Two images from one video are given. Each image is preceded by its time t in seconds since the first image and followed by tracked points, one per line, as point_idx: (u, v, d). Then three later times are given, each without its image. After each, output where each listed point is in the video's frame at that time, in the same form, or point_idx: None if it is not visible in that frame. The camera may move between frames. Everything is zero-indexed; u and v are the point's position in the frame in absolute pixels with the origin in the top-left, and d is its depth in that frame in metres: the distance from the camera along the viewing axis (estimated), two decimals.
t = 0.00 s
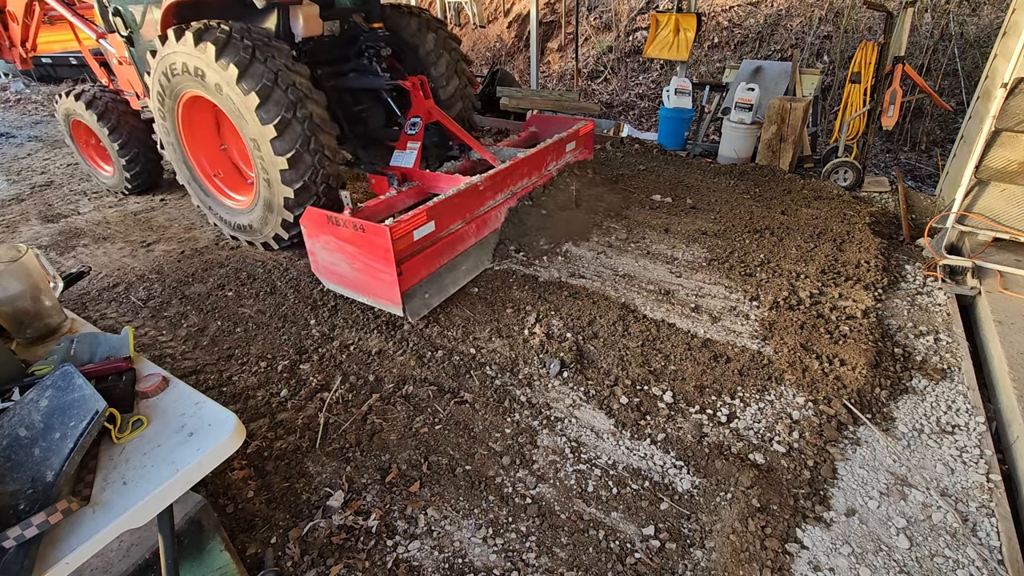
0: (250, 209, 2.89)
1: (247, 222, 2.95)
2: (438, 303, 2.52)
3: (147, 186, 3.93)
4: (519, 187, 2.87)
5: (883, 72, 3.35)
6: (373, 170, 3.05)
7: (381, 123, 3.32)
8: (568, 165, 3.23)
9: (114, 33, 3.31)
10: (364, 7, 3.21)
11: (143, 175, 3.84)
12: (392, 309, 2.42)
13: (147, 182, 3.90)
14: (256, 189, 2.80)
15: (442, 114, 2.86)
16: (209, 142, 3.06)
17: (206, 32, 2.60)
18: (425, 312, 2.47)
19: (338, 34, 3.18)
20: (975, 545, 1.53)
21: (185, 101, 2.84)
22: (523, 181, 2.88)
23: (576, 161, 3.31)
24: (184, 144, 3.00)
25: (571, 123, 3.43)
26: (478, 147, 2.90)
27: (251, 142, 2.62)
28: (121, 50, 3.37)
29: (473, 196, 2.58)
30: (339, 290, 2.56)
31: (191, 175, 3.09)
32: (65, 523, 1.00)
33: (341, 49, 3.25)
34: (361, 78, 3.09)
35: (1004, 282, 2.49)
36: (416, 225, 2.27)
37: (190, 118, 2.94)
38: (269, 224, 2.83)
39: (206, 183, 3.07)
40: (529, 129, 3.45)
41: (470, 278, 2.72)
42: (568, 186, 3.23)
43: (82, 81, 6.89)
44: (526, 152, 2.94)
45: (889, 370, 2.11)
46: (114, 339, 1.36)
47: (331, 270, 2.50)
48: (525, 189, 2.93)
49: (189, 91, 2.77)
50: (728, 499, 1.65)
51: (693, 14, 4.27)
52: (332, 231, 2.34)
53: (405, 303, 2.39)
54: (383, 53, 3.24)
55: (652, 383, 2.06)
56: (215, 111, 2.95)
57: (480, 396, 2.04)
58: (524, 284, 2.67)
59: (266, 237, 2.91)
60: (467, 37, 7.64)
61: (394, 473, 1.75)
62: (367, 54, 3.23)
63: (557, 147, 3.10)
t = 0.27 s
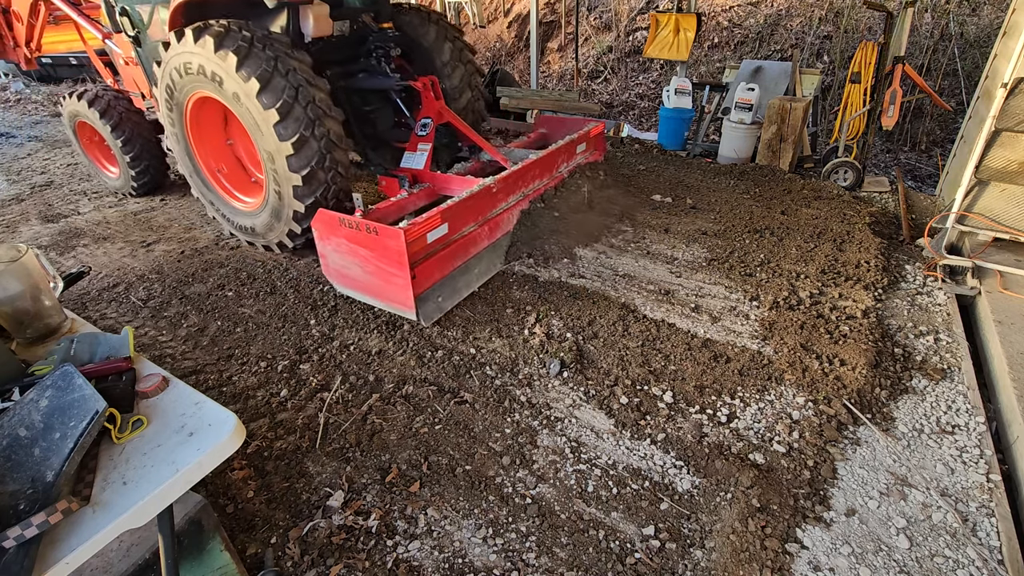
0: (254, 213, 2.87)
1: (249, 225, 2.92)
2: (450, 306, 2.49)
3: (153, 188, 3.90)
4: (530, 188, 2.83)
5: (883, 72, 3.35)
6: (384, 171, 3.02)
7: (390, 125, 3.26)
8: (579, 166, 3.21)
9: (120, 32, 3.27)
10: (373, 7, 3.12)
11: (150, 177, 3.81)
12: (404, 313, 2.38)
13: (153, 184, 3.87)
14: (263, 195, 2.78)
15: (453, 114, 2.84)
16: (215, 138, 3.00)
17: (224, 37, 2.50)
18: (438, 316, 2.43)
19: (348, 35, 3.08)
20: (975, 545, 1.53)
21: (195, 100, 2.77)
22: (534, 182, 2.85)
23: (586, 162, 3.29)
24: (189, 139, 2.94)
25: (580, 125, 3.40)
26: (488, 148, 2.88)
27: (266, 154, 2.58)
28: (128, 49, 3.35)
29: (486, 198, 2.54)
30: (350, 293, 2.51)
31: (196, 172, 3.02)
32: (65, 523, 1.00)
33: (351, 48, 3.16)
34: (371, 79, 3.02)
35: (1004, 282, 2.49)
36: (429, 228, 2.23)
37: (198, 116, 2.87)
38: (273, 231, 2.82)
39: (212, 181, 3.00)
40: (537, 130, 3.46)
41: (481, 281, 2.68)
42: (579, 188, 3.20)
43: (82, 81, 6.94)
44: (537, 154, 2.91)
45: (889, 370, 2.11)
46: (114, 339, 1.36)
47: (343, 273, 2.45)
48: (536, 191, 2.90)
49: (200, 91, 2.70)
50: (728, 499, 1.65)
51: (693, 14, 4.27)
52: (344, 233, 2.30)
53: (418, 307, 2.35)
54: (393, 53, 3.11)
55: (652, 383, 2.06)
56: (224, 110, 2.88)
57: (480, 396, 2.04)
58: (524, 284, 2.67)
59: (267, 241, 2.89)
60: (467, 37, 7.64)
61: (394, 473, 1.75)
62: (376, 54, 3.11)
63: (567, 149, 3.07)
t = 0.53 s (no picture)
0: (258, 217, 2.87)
1: (253, 227, 2.92)
2: (464, 311, 2.45)
3: (159, 189, 3.88)
4: (541, 191, 2.80)
5: (883, 72, 3.36)
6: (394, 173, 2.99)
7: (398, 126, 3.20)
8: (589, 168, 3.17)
9: (126, 33, 3.24)
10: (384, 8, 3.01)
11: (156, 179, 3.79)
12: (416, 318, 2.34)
13: (159, 186, 3.85)
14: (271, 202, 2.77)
15: (463, 116, 2.79)
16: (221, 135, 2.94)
17: (247, 46, 2.44)
18: (451, 320, 2.39)
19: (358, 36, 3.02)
20: (975, 545, 1.53)
21: (205, 101, 2.71)
22: (545, 184, 2.82)
23: (595, 164, 3.25)
24: (195, 135, 2.87)
25: (590, 126, 3.36)
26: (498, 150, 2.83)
27: (279, 167, 2.56)
28: (134, 49, 3.31)
29: (498, 201, 2.50)
30: (362, 299, 2.47)
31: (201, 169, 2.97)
32: (65, 523, 1.00)
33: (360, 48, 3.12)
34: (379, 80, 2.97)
35: (1004, 282, 2.49)
36: (443, 232, 2.19)
37: (208, 115, 2.81)
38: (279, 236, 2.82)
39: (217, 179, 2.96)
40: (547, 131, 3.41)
41: (493, 285, 2.64)
42: (590, 191, 3.16)
43: (82, 81, 6.96)
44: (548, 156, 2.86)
45: (889, 370, 2.11)
46: (114, 339, 1.36)
47: (354, 278, 2.41)
48: (547, 194, 2.86)
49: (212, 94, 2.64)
50: (728, 499, 1.65)
51: (693, 14, 4.27)
52: (357, 238, 2.26)
53: (432, 312, 2.31)
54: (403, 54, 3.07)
55: (652, 383, 2.06)
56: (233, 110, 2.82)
57: (480, 396, 2.04)
58: (524, 284, 2.67)
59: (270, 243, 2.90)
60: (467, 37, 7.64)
61: (394, 473, 1.75)
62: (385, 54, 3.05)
63: (577, 151, 3.03)
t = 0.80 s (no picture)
0: (262, 221, 2.87)
1: (255, 229, 2.92)
2: (476, 316, 2.40)
3: (164, 192, 3.87)
4: (555, 193, 2.72)
5: (883, 72, 3.36)
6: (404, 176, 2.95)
7: (407, 128, 3.15)
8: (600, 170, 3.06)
9: (133, 33, 3.24)
10: (388, 6, 3.04)
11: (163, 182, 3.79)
12: (430, 324, 2.28)
13: (165, 187, 3.84)
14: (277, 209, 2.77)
15: (474, 118, 2.74)
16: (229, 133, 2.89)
17: (268, 58, 2.41)
18: (464, 326, 2.34)
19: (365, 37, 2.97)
20: (975, 545, 1.53)
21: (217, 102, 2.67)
22: (559, 186, 2.74)
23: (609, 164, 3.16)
24: (202, 132, 2.83)
25: (600, 127, 3.29)
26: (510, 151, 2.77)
27: (291, 181, 2.57)
28: (141, 49, 3.31)
29: (512, 204, 2.43)
30: (373, 303, 2.42)
31: (205, 165, 2.94)
32: (65, 523, 1.00)
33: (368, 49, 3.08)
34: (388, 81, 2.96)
35: (1004, 282, 2.49)
36: (456, 236, 2.13)
37: (218, 114, 2.77)
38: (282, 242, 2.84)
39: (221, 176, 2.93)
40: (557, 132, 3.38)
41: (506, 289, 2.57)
42: (602, 194, 3.11)
43: (82, 81, 6.97)
44: (560, 157, 2.79)
45: (889, 370, 2.11)
46: (114, 339, 1.36)
47: (366, 282, 2.36)
48: (560, 196, 2.78)
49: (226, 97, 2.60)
50: (728, 499, 1.65)
51: (693, 15, 4.27)
52: (368, 242, 2.21)
53: (445, 318, 2.25)
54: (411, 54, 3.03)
55: (652, 383, 2.06)
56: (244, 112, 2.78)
57: (480, 396, 2.04)
58: (525, 284, 2.66)
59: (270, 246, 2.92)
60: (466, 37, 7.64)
61: (394, 473, 1.75)
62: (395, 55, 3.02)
63: (589, 152, 2.92)
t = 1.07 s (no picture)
0: (265, 223, 2.86)
1: (257, 228, 2.90)
2: (490, 321, 2.37)
3: (169, 193, 3.86)
4: (566, 196, 2.71)
5: (883, 72, 3.36)
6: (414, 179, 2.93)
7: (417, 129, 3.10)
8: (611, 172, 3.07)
9: (140, 34, 3.24)
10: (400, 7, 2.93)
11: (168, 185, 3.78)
12: (443, 330, 2.27)
13: (170, 188, 3.82)
14: (283, 215, 2.76)
15: (485, 120, 2.71)
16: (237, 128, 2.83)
17: (289, 71, 2.37)
18: (478, 331, 2.31)
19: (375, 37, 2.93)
20: (975, 545, 1.53)
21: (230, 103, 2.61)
22: (570, 190, 2.73)
23: (618, 167, 3.17)
24: (210, 126, 2.76)
25: (611, 129, 3.28)
26: (521, 153, 2.75)
27: (303, 194, 2.56)
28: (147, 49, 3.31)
29: (524, 208, 2.41)
30: (385, 307, 2.40)
31: (209, 158, 2.88)
32: (65, 523, 1.00)
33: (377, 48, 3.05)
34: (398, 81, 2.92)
35: (1004, 282, 2.49)
36: (470, 241, 2.11)
37: (228, 112, 2.71)
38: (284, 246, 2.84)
39: (226, 172, 2.87)
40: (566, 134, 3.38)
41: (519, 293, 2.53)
42: (614, 195, 3.10)
43: (82, 81, 6.96)
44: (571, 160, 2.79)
45: (889, 370, 2.11)
46: (114, 339, 1.36)
47: (378, 286, 2.33)
48: (571, 199, 2.77)
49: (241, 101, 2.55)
50: (728, 499, 1.65)
51: (693, 14, 4.27)
52: (381, 247, 2.19)
53: (459, 323, 2.23)
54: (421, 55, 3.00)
55: (652, 383, 2.06)
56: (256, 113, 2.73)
57: (480, 396, 2.04)
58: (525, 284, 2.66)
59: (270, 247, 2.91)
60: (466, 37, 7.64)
61: (394, 473, 1.75)
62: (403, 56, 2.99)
63: (600, 155, 2.94)
